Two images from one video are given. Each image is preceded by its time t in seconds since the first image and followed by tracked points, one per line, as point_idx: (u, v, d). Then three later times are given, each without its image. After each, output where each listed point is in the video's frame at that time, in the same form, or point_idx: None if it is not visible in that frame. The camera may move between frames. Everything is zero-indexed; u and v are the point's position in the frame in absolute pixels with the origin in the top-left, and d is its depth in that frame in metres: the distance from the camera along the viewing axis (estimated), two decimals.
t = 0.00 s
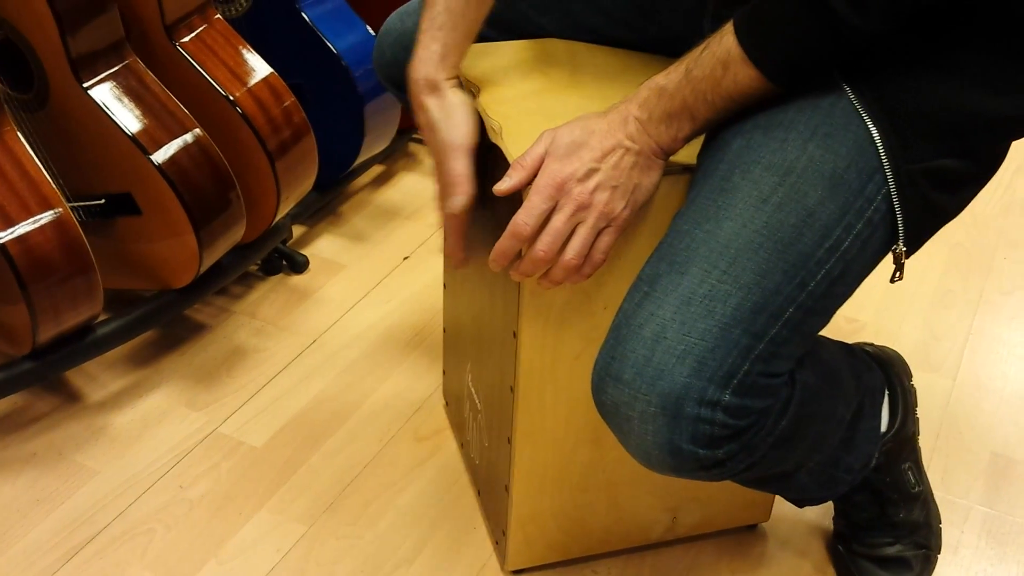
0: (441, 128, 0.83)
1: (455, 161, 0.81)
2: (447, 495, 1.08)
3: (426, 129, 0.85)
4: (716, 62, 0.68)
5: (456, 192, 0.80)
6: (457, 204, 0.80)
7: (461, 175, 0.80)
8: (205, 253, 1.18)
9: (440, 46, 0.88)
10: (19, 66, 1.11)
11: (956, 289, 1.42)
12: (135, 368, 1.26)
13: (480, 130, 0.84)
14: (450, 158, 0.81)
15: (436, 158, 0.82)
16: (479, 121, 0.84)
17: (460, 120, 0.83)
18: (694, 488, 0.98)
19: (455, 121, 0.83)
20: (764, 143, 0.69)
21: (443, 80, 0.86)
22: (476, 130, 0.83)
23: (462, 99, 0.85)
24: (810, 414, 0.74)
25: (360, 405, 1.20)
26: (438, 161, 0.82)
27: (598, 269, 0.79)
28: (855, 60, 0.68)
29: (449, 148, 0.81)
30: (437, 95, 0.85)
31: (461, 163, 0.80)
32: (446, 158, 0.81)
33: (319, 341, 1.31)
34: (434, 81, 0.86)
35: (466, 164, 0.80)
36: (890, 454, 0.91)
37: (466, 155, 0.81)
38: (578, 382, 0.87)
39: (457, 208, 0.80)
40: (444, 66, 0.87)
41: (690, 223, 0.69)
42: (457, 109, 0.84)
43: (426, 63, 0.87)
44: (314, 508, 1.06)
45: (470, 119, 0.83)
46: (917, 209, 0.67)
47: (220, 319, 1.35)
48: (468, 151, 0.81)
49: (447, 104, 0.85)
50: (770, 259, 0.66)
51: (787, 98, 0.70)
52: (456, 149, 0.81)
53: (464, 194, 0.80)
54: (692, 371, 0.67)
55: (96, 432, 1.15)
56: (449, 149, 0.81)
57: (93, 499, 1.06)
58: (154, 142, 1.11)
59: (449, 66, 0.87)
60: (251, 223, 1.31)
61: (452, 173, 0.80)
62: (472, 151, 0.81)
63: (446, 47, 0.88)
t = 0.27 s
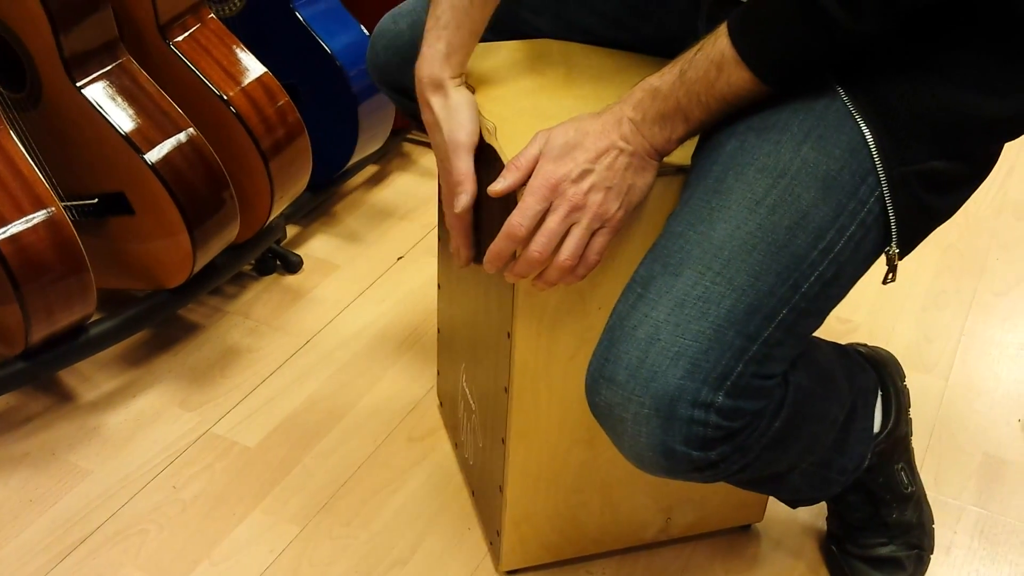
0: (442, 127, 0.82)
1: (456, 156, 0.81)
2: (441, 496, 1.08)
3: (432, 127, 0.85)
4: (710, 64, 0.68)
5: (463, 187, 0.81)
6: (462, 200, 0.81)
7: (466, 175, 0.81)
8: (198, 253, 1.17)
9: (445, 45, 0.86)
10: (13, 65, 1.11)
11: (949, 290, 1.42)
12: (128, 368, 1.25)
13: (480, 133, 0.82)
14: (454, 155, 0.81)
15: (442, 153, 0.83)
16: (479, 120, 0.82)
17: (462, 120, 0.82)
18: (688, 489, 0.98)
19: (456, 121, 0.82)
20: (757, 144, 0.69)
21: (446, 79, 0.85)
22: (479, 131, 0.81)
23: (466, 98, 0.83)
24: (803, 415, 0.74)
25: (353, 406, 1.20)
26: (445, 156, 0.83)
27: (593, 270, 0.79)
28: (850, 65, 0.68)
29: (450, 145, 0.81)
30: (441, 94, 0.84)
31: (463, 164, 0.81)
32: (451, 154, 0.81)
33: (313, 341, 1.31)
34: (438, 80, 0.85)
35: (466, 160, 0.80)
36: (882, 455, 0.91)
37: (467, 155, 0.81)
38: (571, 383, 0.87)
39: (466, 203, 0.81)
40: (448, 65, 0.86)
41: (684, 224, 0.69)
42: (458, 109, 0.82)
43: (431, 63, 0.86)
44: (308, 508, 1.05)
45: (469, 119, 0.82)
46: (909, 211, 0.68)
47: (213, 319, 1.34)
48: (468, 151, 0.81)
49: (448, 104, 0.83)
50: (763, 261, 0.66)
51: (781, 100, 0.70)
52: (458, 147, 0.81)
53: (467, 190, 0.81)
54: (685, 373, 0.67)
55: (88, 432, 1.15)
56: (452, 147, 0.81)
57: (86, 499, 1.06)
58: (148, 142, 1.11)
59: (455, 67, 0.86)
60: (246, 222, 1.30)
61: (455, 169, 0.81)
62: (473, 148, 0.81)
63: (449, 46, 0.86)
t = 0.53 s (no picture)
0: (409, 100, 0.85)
1: (414, 135, 0.82)
2: (437, 496, 1.08)
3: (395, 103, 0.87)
4: (708, 66, 0.69)
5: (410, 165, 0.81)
6: (410, 182, 0.81)
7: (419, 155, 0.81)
8: (194, 251, 1.17)
9: (423, 22, 0.91)
10: (8, 62, 1.10)
11: (943, 291, 1.43)
12: (123, 367, 1.25)
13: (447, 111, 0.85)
14: (412, 134, 0.82)
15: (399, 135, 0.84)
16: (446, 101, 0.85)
17: (430, 95, 0.85)
18: (684, 489, 0.98)
19: (426, 96, 0.85)
20: (755, 145, 0.69)
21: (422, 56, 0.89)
22: (445, 110, 0.84)
23: (438, 78, 0.87)
24: (799, 415, 0.75)
25: (349, 406, 1.20)
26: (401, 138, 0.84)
27: (590, 271, 0.79)
28: (845, 65, 0.68)
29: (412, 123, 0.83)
30: (413, 69, 0.88)
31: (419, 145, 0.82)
32: (409, 132, 0.83)
33: (309, 340, 1.30)
34: (412, 55, 0.89)
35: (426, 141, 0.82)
36: (877, 456, 0.92)
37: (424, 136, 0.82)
38: (568, 383, 0.87)
39: (410, 187, 0.81)
40: (425, 41, 0.90)
41: (681, 224, 0.69)
42: (428, 86, 0.86)
43: (408, 38, 0.90)
44: (303, 508, 1.05)
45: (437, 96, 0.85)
46: (906, 213, 0.68)
47: (209, 318, 1.34)
48: (426, 134, 0.82)
49: (421, 77, 0.87)
50: (761, 261, 0.66)
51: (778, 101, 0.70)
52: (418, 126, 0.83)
53: (417, 170, 0.81)
54: (682, 372, 0.67)
55: (83, 431, 1.15)
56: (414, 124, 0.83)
57: (80, 498, 1.06)
58: (144, 140, 1.11)
59: (432, 44, 0.90)
60: (241, 222, 1.30)
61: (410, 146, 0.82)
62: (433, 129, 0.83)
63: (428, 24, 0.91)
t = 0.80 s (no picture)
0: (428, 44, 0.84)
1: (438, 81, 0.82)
2: (436, 494, 1.08)
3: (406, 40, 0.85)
4: (707, 64, 0.69)
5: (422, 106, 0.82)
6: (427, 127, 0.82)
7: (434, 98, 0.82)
8: (193, 250, 1.17)
9: None
10: (7, 61, 1.10)
11: (941, 290, 1.43)
12: (122, 366, 1.25)
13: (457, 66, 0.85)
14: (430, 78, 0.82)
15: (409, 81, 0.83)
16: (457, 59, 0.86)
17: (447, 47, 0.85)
18: (682, 487, 0.98)
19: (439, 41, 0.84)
20: (753, 144, 0.69)
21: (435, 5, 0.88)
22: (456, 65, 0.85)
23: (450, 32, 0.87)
24: (797, 413, 0.75)
25: (348, 404, 1.20)
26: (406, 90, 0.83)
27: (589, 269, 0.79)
28: (842, 64, 0.69)
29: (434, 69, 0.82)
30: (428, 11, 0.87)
31: (437, 89, 0.82)
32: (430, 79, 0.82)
33: (307, 339, 1.30)
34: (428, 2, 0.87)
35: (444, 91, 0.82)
36: (875, 454, 0.92)
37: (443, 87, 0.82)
38: (567, 382, 0.87)
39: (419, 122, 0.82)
40: None
41: (680, 222, 0.69)
42: (445, 38, 0.85)
43: None
44: (302, 507, 1.05)
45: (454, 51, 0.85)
46: (903, 211, 0.68)
47: (208, 317, 1.34)
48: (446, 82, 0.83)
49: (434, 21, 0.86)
50: (759, 259, 0.67)
51: (776, 100, 0.70)
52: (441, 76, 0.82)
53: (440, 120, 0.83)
54: (681, 370, 0.67)
55: (82, 430, 1.15)
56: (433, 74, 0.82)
57: (79, 497, 1.06)
58: (143, 139, 1.11)
59: None
60: (240, 221, 1.30)
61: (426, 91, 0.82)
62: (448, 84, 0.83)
63: None
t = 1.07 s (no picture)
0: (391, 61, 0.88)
1: (395, 91, 0.84)
2: (436, 492, 1.08)
3: (383, 56, 0.89)
4: (710, 62, 0.69)
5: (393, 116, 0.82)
6: (387, 131, 0.81)
7: (397, 107, 0.83)
8: (194, 248, 1.17)
9: None
10: (8, 58, 1.10)
11: (941, 290, 1.43)
12: (122, 363, 1.25)
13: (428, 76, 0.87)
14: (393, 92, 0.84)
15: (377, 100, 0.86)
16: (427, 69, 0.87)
17: (416, 54, 0.87)
18: (683, 486, 0.99)
19: (409, 56, 0.87)
20: (756, 142, 0.69)
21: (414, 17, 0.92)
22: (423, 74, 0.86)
23: (426, 38, 0.89)
24: (800, 411, 0.75)
25: (348, 402, 1.20)
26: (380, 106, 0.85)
27: (591, 267, 0.79)
28: (845, 62, 0.69)
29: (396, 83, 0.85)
30: (404, 27, 0.91)
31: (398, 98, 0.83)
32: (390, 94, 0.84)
33: (308, 337, 1.30)
34: (406, 15, 0.92)
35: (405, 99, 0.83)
36: (876, 453, 0.92)
37: (400, 97, 0.83)
38: (568, 380, 0.87)
39: (388, 130, 0.81)
40: None
41: (684, 220, 0.69)
42: (416, 48, 0.88)
43: None
44: (302, 504, 1.05)
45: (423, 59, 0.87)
46: (906, 209, 0.68)
47: (208, 315, 1.34)
48: (403, 93, 0.84)
49: (409, 33, 0.89)
50: (763, 257, 0.67)
51: (779, 98, 0.70)
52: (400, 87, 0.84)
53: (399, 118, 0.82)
54: (685, 367, 0.67)
55: (82, 428, 1.15)
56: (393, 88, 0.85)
57: (79, 494, 1.05)
58: (144, 136, 1.11)
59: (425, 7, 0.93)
60: (240, 219, 1.30)
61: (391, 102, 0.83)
62: (412, 92, 0.84)
63: None
